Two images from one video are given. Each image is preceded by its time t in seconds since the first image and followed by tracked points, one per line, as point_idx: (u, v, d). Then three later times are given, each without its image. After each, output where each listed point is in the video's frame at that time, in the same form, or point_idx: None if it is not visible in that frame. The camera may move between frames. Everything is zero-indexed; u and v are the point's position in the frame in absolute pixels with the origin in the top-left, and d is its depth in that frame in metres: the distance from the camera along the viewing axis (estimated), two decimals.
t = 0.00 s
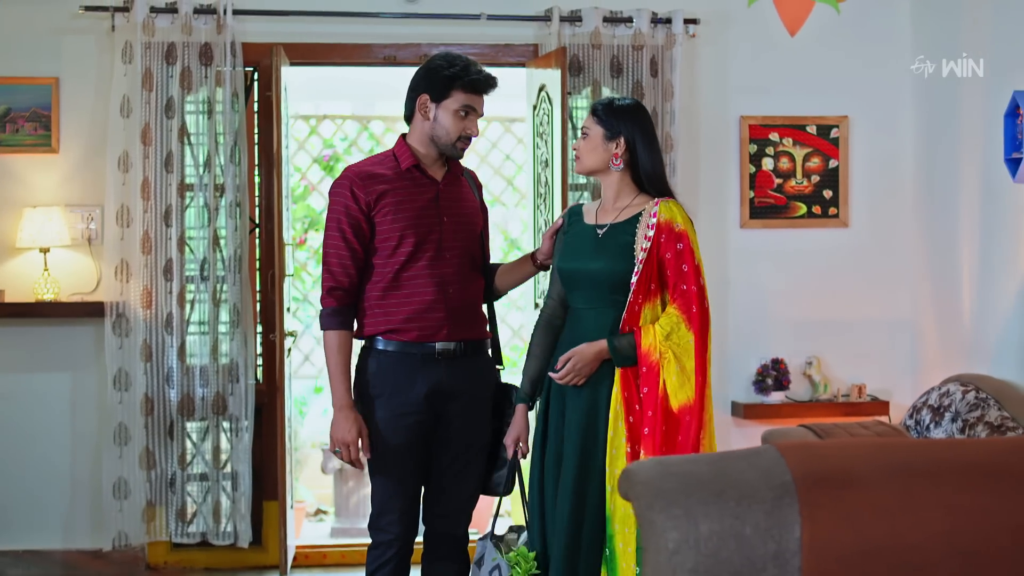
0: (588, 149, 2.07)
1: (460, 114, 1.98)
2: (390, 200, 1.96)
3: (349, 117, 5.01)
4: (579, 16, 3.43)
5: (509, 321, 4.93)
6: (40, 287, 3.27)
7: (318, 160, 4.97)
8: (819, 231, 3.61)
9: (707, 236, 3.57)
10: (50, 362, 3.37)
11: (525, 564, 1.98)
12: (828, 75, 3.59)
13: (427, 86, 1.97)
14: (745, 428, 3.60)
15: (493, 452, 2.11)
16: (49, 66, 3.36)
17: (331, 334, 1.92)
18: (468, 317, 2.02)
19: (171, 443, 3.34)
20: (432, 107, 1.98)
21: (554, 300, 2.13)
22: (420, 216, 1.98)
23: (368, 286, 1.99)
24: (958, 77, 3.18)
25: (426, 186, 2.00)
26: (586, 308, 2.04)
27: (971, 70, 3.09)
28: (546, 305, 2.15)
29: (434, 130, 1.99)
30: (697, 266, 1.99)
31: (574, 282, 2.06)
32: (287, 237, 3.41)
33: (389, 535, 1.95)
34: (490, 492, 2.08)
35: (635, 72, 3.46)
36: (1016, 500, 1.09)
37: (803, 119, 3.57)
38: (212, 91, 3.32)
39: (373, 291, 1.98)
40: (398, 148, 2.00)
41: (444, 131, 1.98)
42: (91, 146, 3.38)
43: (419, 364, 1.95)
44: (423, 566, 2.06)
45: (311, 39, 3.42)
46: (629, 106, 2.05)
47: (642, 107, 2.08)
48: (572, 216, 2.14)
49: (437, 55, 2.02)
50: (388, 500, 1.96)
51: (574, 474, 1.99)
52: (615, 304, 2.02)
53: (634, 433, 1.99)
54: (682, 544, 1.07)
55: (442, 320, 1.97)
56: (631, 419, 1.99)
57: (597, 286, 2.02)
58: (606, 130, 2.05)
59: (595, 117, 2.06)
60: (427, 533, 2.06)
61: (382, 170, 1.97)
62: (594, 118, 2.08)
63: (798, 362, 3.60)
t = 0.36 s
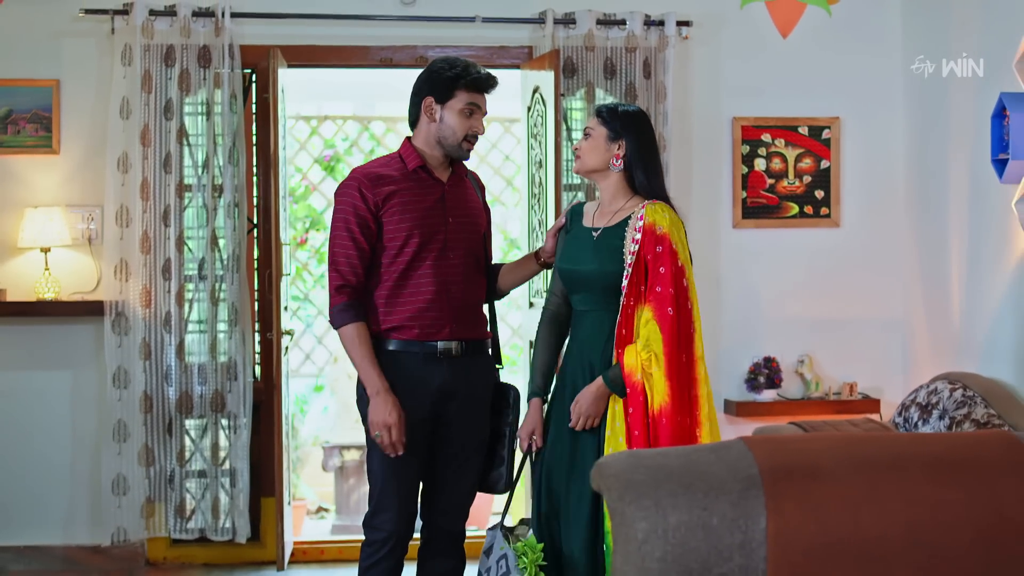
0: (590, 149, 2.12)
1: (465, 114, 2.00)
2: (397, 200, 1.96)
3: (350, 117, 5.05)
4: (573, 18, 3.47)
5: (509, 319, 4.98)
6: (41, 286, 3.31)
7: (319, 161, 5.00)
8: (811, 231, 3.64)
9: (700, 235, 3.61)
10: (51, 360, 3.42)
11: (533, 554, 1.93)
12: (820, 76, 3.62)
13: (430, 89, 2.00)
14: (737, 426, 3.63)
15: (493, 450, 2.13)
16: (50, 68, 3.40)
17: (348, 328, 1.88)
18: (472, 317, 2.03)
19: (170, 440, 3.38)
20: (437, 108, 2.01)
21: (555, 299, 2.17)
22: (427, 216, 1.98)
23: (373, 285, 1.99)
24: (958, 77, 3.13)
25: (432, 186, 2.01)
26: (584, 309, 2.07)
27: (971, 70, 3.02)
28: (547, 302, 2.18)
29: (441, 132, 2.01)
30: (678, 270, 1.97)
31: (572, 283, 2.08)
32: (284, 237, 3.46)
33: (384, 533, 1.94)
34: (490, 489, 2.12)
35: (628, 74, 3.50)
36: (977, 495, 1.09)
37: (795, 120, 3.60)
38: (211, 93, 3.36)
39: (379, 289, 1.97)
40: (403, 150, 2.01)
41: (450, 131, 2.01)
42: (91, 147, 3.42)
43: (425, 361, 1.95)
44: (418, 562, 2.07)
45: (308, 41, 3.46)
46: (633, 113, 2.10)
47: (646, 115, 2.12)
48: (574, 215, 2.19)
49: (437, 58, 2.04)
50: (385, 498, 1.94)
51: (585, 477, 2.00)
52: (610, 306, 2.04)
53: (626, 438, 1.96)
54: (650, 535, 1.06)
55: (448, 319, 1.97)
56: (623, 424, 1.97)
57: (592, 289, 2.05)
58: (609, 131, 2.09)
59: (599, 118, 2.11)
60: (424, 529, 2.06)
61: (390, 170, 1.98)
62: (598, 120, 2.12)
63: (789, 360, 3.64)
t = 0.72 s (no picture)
0: (589, 151, 2.16)
1: (469, 114, 2.02)
2: (403, 197, 2.00)
3: (357, 117, 5.08)
4: (573, 20, 3.51)
5: (514, 318, 4.95)
6: (49, 284, 3.36)
7: (326, 160, 5.03)
8: (810, 230, 3.67)
9: (699, 234, 3.64)
10: (59, 357, 3.47)
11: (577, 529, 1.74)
12: (818, 76, 3.65)
13: (435, 89, 2.01)
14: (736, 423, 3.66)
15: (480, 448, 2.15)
16: (56, 69, 3.45)
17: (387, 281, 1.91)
18: (469, 316, 2.08)
19: (176, 436, 3.43)
20: (441, 107, 2.03)
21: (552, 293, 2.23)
22: (431, 214, 2.02)
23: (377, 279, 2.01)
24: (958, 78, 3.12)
25: (436, 185, 2.04)
26: (572, 305, 2.12)
27: (971, 70, 3.02)
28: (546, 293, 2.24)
29: (444, 131, 2.03)
30: (647, 275, 2.01)
31: (562, 278, 2.14)
32: (288, 237, 3.50)
33: (377, 524, 1.97)
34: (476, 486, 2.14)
35: (629, 75, 3.53)
36: (949, 486, 1.16)
37: (794, 120, 3.63)
38: (216, 93, 3.41)
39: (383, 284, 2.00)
40: (406, 147, 2.04)
41: (453, 131, 2.03)
42: (98, 147, 3.47)
43: (420, 358, 1.98)
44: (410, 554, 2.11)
45: (312, 42, 3.50)
46: (628, 115, 2.13)
47: (641, 118, 2.16)
48: (574, 211, 2.25)
49: (441, 59, 2.06)
50: (378, 490, 1.97)
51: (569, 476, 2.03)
52: (592, 304, 2.10)
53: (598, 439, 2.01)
54: (631, 525, 1.15)
55: (449, 318, 2.02)
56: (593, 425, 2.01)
57: (578, 285, 2.10)
58: (606, 132, 2.13)
59: (594, 120, 2.15)
60: (417, 522, 2.10)
61: (396, 167, 2.01)
62: (594, 122, 2.16)
63: (788, 358, 3.66)
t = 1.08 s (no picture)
0: (596, 150, 2.17)
1: (471, 112, 2.06)
2: (407, 193, 2.03)
3: (370, 114, 5.11)
4: (581, 19, 3.53)
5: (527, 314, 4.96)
6: (63, 280, 3.42)
7: (340, 157, 5.09)
8: (816, 227, 3.68)
9: (705, 231, 3.65)
10: (73, 352, 3.52)
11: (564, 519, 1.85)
12: (824, 74, 3.66)
13: (438, 87, 2.05)
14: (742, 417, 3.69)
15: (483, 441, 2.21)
16: (70, 68, 3.50)
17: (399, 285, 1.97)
18: (471, 311, 2.12)
19: (188, 430, 3.48)
20: (445, 106, 2.06)
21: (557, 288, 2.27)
22: (435, 210, 2.06)
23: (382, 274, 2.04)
24: (958, 77, 3.16)
25: (439, 182, 2.08)
26: (576, 297, 2.15)
27: (971, 70, 3.05)
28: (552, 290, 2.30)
29: (448, 129, 2.07)
30: (660, 274, 2.04)
31: (567, 271, 2.17)
32: (299, 233, 3.55)
33: (382, 516, 2.01)
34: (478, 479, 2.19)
35: (636, 73, 3.55)
36: (931, 478, 1.12)
37: (800, 118, 3.64)
38: (228, 92, 3.45)
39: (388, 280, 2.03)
40: (409, 144, 2.07)
41: (457, 129, 2.06)
42: (111, 145, 3.52)
43: (425, 354, 2.02)
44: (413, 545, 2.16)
45: (322, 41, 3.54)
46: (628, 112, 2.16)
47: (640, 113, 2.19)
48: (579, 210, 2.26)
49: (443, 56, 2.09)
50: (382, 483, 2.01)
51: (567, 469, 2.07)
52: (597, 295, 2.11)
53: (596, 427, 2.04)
54: (619, 513, 1.10)
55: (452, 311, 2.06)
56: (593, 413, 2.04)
57: (582, 277, 2.13)
58: (612, 130, 2.15)
59: (597, 120, 2.16)
60: (419, 514, 2.14)
61: (400, 164, 2.04)
62: (596, 122, 2.18)
63: (794, 353, 3.68)
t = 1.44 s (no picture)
0: (594, 148, 2.20)
1: (450, 108, 2.05)
2: (409, 190, 2.07)
3: (384, 112, 5.10)
4: (589, 17, 3.56)
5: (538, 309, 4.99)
6: (78, 276, 3.47)
7: (352, 154, 5.12)
8: (822, 224, 3.69)
9: (712, 227, 3.67)
10: (87, 347, 3.58)
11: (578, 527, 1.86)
12: (831, 71, 3.67)
13: (423, 90, 2.08)
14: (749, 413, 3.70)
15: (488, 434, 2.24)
16: (84, 67, 3.55)
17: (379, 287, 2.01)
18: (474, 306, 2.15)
19: (201, 424, 3.53)
20: (428, 106, 2.09)
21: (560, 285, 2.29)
22: (437, 207, 2.09)
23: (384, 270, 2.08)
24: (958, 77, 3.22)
25: (442, 179, 2.11)
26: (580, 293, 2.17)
27: (971, 70, 3.11)
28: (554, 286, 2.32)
29: (433, 128, 2.08)
30: (663, 266, 2.06)
31: (569, 268, 2.19)
32: (310, 231, 3.60)
33: (387, 509, 2.05)
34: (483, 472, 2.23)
35: (643, 71, 3.57)
36: (916, 467, 1.16)
37: (807, 115, 3.65)
38: (240, 90, 3.50)
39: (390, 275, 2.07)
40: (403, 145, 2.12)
41: (439, 127, 2.07)
42: (125, 143, 3.57)
43: (429, 349, 2.06)
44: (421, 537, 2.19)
45: (332, 40, 3.58)
46: (626, 109, 2.19)
47: (639, 111, 2.21)
48: (579, 208, 2.28)
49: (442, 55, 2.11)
50: (387, 476, 2.05)
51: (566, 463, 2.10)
52: (602, 290, 2.14)
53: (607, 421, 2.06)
54: (610, 502, 1.13)
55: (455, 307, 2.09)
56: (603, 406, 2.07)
57: (586, 273, 2.15)
58: (610, 128, 2.18)
59: (596, 118, 2.19)
60: (424, 507, 2.18)
61: (403, 161, 2.08)
62: (594, 120, 2.21)
63: (800, 349, 3.69)
